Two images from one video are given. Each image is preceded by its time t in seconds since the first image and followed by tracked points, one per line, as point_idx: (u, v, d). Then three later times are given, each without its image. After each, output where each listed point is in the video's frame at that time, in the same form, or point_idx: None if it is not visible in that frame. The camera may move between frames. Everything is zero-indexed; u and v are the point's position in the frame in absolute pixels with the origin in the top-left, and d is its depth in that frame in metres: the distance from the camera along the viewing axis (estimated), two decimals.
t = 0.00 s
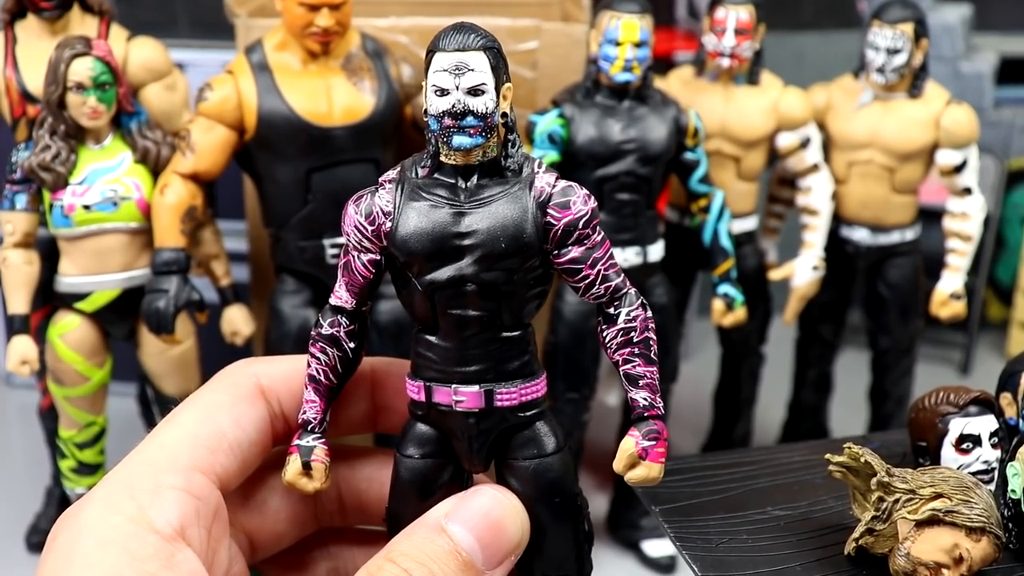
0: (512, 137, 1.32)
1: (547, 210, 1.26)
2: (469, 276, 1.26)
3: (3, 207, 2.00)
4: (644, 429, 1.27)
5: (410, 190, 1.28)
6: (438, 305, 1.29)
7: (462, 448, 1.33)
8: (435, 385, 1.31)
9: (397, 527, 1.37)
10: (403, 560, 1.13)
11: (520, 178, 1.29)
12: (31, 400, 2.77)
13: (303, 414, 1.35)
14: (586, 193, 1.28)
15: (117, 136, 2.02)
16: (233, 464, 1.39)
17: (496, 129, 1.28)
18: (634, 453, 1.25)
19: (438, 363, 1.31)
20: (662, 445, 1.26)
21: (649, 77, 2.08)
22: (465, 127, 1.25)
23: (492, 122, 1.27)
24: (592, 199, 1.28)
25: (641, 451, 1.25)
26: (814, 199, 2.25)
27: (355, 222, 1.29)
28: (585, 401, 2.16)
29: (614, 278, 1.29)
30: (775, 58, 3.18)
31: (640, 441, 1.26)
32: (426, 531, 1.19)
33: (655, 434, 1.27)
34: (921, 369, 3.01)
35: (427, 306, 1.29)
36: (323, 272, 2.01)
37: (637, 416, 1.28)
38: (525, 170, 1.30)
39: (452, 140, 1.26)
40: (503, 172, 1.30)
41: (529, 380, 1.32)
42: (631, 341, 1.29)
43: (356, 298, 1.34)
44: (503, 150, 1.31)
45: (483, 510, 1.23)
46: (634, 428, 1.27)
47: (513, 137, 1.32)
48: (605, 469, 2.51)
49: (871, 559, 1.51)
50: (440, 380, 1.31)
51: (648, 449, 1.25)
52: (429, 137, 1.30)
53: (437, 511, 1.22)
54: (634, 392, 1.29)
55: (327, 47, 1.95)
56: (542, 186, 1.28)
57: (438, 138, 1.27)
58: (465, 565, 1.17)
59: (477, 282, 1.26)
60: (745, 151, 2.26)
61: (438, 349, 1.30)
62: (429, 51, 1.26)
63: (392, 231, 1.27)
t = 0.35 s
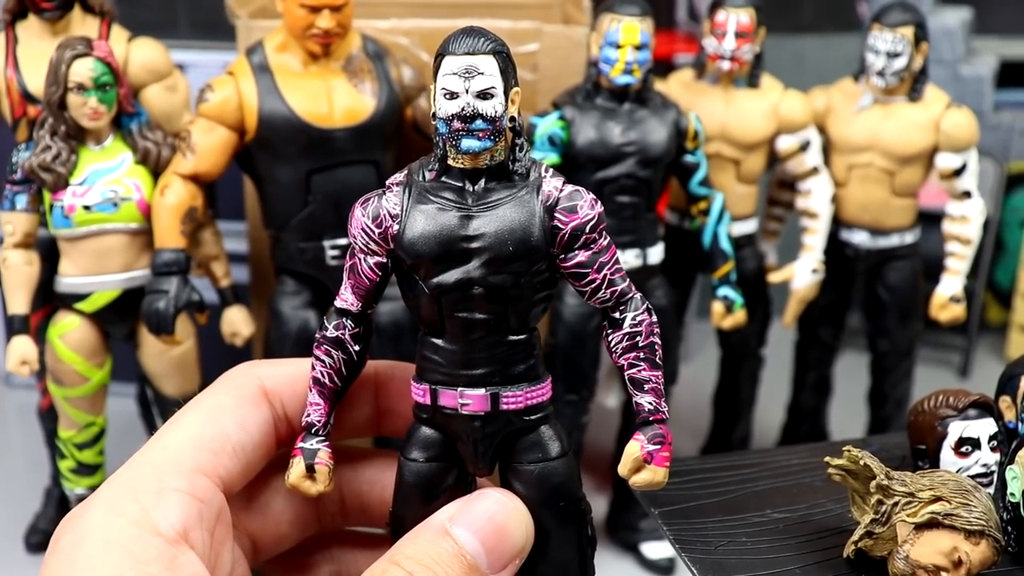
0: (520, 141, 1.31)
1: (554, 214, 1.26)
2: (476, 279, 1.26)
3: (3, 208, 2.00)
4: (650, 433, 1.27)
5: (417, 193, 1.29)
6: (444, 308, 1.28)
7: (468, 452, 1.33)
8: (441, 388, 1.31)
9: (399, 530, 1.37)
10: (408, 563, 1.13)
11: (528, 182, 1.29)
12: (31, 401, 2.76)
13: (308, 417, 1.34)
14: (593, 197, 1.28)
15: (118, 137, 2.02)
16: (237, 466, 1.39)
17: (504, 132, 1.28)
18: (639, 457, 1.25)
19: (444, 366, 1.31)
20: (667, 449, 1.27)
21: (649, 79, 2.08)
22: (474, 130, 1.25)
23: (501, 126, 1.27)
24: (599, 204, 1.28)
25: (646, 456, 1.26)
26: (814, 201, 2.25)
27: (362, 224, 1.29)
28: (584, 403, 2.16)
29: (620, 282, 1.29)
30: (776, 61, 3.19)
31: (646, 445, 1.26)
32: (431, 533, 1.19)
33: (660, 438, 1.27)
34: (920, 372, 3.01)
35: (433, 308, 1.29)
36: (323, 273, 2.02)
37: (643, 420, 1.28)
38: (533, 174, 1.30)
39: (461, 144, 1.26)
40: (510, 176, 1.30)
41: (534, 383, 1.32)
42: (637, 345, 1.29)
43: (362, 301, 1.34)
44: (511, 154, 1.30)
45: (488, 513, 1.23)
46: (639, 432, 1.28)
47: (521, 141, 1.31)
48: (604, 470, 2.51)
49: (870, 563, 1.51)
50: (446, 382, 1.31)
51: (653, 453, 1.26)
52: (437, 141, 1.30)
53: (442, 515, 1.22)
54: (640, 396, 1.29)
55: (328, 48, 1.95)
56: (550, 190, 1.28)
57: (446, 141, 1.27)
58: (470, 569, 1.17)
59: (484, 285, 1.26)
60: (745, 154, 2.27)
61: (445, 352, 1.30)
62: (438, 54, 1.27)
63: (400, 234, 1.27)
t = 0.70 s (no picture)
0: (498, 133, 1.32)
1: (533, 204, 1.27)
2: (457, 269, 1.26)
3: (3, 207, 2.00)
4: (632, 421, 1.27)
5: (397, 187, 1.29)
6: (425, 300, 1.29)
7: (451, 443, 1.33)
8: (423, 380, 1.31)
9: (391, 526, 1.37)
10: (393, 556, 1.14)
11: (506, 173, 1.30)
12: (31, 400, 2.76)
13: (291, 413, 1.34)
14: (571, 188, 1.28)
15: (118, 136, 2.02)
16: (221, 464, 1.39)
17: (482, 124, 1.28)
18: (622, 445, 1.25)
19: (426, 358, 1.30)
20: (650, 436, 1.27)
21: (649, 79, 2.08)
22: (453, 122, 1.26)
23: (478, 117, 1.27)
24: (577, 194, 1.28)
25: (629, 443, 1.26)
26: (814, 201, 2.25)
27: (342, 218, 1.29)
28: (584, 402, 2.16)
29: (599, 272, 1.30)
30: (775, 61, 3.19)
31: (629, 432, 1.26)
32: (415, 527, 1.19)
33: (643, 425, 1.27)
34: (920, 371, 3.01)
35: (414, 300, 1.29)
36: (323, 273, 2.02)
37: (626, 408, 1.28)
38: (511, 166, 1.31)
39: (440, 136, 1.26)
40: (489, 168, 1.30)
41: (516, 373, 1.32)
42: (617, 333, 1.29)
43: (343, 296, 1.34)
44: (489, 146, 1.31)
45: (474, 505, 1.22)
46: (622, 420, 1.28)
47: (500, 133, 1.32)
48: (603, 470, 2.51)
49: (870, 562, 1.51)
50: (429, 374, 1.31)
51: (636, 441, 1.26)
52: (416, 135, 1.30)
53: (426, 508, 1.22)
54: (622, 384, 1.29)
55: (329, 48, 1.95)
56: (529, 180, 1.28)
57: (425, 134, 1.28)
58: (456, 560, 1.18)
59: (466, 276, 1.26)
60: (745, 153, 2.27)
61: (426, 344, 1.30)
62: (416, 48, 1.27)
63: (380, 227, 1.27)
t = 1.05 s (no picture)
0: (512, 136, 1.32)
1: (546, 206, 1.27)
2: (471, 270, 1.26)
3: (3, 207, 2.00)
4: (644, 423, 1.27)
5: (410, 188, 1.29)
6: (438, 302, 1.29)
7: (463, 445, 1.33)
8: (436, 381, 1.31)
9: (392, 524, 1.37)
10: (404, 556, 1.14)
11: (519, 176, 1.30)
12: (31, 400, 2.76)
13: (302, 415, 1.34)
14: (583, 191, 1.29)
15: (118, 136, 2.02)
16: (231, 465, 1.39)
17: (496, 126, 1.28)
18: (634, 447, 1.25)
19: (439, 359, 1.30)
20: (661, 439, 1.26)
21: (650, 79, 2.08)
22: (467, 123, 1.26)
23: (492, 120, 1.27)
24: (589, 196, 1.29)
25: (640, 445, 1.25)
26: (814, 201, 2.25)
27: (356, 219, 1.29)
28: (584, 403, 2.16)
29: (611, 275, 1.30)
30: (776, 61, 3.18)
31: (640, 435, 1.26)
32: (426, 529, 1.19)
33: (654, 428, 1.26)
34: (920, 372, 3.01)
35: (428, 301, 1.29)
36: (323, 273, 2.02)
37: (636, 411, 1.28)
38: (524, 169, 1.31)
39: (454, 137, 1.26)
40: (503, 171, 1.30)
41: (528, 375, 1.32)
42: (629, 337, 1.30)
43: (355, 297, 1.34)
44: (503, 149, 1.31)
45: (485, 506, 1.22)
46: (633, 422, 1.27)
47: (512, 135, 1.32)
48: (603, 470, 2.51)
49: (871, 562, 1.51)
50: (441, 375, 1.31)
51: (647, 443, 1.25)
52: (429, 136, 1.30)
53: (438, 509, 1.22)
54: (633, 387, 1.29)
55: (329, 48, 1.95)
56: (541, 184, 1.28)
57: (439, 135, 1.27)
58: (468, 561, 1.18)
59: (479, 277, 1.26)
60: (745, 153, 2.27)
61: (439, 345, 1.30)
62: (431, 50, 1.27)
63: (394, 229, 1.27)
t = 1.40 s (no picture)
0: (493, 130, 1.32)
1: (528, 199, 1.28)
2: (456, 262, 1.26)
3: (4, 207, 2.00)
4: (632, 410, 1.27)
5: (395, 184, 1.30)
6: (427, 293, 1.29)
7: (453, 436, 1.33)
8: (425, 373, 1.31)
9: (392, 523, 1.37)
10: (398, 547, 1.14)
11: (501, 169, 1.30)
12: (31, 400, 2.76)
13: (293, 411, 1.34)
14: (565, 183, 1.29)
15: (118, 136, 2.02)
16: (225, 461, 1.39)
17: (476, 121, 1.29)
18: (622, 433, 1.24)
19: (427, 351, 1.30)
20: (649, 426, 1.26)
21: (650, 79, 2.08)
22: (448, 118, 1.27)
23: (472, 114, 1.28)
24: (570, 188, 1.29)
25: (629, 432, 1.25)
26: (814, 201, 2.25)
27: (342, 216, 1.30)
28: (585, 402, 2.16)
29: (596, 265, 1.31)
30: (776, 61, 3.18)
31: (628, 421, 1.26)
32: (420, 519, 1.19)
33: (642, 415, 1.27)
34: (920, 372, 3.01)
35: (414, 294, 1.29)
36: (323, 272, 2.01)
37: (625, 398, 1.28)
38: (505, 162, 1.32)
39: (436, 132, 1.27)
40: (485, 164, 1.31)
41: (517, 365, 1.33)
42: (614, 325, 1.30)
43: (344, 293, 1.35)
44: (485, 143, 1.31)
45: (478, 496, 1.22)
46: (621, 410, 1.27)
47: (493, 130, 1.32)
48: (603, 470, 2.51)
49: (871, 563, 1.51)
50: (429, 367, 1.31)
51: (636, 430, 1.25)
52: (411, 133, 1.31)
53: (430, 500, 1.22)
54: (620, 374, 1.29)
55: (329, 48, 1.95)
56: (523, 176, 1.29)
57: (421, 130, 1.28)
58: (461, 552, 1.18)
59: (466, 270, 1.27)
60: (745, 153, 2.27)
61: (427, 338, 1.30)
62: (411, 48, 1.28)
63: (380, 223, 1.28)
